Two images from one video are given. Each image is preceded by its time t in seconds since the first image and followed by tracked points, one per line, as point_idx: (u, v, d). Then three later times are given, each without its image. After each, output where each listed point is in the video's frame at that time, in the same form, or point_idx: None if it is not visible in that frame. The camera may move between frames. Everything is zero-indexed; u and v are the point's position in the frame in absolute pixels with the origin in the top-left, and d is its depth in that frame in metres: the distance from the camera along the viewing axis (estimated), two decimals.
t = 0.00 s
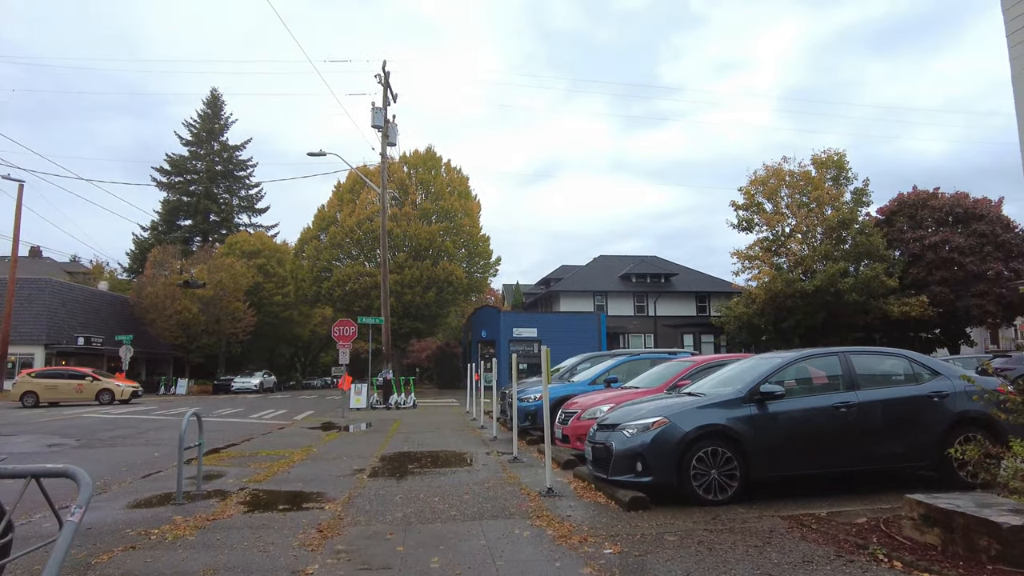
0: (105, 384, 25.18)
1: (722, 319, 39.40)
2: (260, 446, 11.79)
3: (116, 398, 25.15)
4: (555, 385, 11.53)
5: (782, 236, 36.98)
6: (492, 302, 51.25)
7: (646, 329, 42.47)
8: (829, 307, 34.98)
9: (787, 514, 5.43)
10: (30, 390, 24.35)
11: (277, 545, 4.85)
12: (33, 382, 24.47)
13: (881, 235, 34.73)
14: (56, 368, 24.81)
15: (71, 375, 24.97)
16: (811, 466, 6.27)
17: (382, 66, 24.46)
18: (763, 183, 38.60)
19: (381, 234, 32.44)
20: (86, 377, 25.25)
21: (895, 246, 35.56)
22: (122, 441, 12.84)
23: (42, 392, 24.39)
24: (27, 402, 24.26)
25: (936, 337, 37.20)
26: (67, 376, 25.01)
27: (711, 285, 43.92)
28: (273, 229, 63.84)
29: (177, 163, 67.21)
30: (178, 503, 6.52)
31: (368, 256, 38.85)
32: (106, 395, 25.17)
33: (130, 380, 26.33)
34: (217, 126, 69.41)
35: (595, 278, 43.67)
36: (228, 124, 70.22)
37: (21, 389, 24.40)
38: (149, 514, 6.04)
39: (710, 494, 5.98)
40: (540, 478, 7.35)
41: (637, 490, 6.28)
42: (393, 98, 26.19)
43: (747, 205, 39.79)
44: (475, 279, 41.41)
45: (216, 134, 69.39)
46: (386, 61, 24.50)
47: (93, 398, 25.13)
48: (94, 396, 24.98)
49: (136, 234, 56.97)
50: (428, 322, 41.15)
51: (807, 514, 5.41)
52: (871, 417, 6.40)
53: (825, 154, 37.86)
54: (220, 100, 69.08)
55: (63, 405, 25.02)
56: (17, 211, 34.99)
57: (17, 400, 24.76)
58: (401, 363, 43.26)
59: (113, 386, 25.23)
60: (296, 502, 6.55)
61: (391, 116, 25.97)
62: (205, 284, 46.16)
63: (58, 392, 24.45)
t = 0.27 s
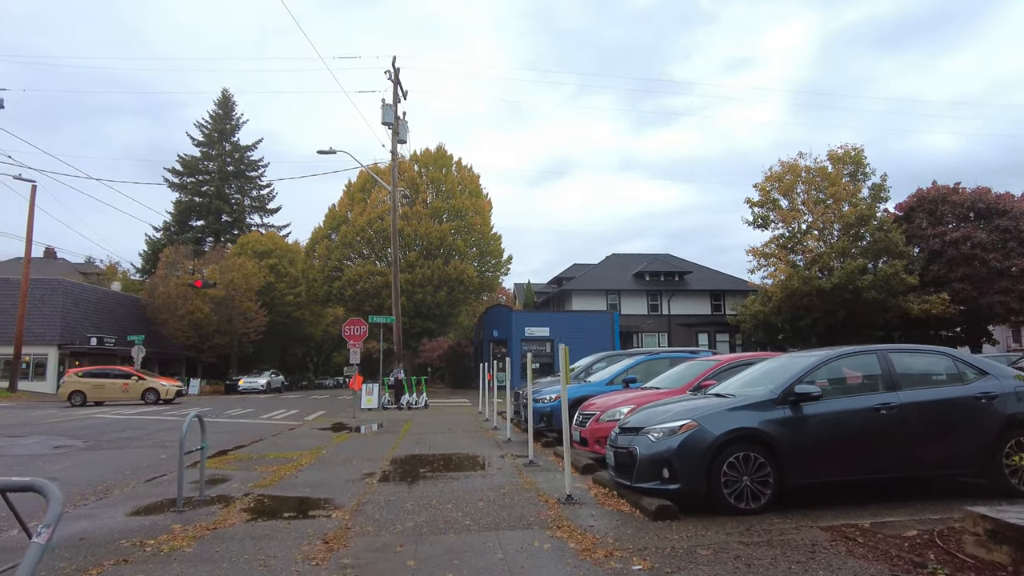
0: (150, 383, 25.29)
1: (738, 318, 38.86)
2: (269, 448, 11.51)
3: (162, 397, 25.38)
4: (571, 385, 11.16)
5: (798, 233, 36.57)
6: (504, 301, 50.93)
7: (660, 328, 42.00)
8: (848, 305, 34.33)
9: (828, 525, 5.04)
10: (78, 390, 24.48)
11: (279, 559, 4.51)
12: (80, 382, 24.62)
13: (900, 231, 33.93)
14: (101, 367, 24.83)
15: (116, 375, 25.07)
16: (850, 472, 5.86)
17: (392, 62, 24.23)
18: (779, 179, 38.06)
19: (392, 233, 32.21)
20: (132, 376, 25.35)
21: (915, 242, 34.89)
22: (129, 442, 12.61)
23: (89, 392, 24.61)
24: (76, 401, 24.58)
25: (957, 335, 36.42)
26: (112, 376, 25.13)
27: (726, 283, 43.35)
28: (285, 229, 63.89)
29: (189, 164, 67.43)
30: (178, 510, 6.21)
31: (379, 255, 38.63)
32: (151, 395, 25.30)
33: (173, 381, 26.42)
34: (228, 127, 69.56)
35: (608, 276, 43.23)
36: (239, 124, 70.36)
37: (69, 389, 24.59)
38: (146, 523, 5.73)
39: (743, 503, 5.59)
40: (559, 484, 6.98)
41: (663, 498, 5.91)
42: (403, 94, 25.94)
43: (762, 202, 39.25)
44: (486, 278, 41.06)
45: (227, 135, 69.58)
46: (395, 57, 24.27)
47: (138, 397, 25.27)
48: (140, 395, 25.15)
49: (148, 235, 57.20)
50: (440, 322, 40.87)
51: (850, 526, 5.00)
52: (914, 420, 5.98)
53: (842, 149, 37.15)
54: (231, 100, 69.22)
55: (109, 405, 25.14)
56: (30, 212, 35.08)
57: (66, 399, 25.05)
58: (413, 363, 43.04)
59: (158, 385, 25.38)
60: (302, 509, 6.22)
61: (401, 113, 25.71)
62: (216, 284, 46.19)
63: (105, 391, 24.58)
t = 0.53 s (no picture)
0: (203, 382, 25.19)
1: (759, 316, 38.18)
2: (284, 449, 11.25)
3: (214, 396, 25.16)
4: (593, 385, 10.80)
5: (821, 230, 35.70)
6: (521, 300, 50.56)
7: (680, 327, 41.41)
8: (873, 303, 33.54)
9: (881, 536, 4.64)
10: (132, 387, 24.66)
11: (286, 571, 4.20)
12: (134, 380, 24.73)
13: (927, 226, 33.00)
14: (153, 365, 24.78)
15: (170, 374, 25.05)
16: (902, 477, 5.42)
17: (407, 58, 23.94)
18: (801, 175, 37.30)
19: (408, 231, 31.99)
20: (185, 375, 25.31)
21: (942, 238, 34.05)
22: (143, 442, 12.40)
23: (143, 390, 24.69)
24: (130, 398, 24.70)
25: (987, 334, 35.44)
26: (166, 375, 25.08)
27: (747, 281, 42.64)
28: (302, 229, 64.08)
29: (207, 164, 67.82)
30: (184, 515, 5.92)
31: (395, 254, 38.43)
32: (204, 394, 25.30)
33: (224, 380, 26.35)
34: (246, 128, 69.86)
35: (626, 275, 42.71)
36: (257, 125, 70.64)
37: (123, 386, 24.72)
38: (150, 529, 5.44)
39: (785, 511, 5.19)
40: (584, 489, 6.62)
41: (698, 505, 5.52)
42: (419, 91, 25.67)
43: (784, 198, 38.54)
44: (503, 277, 40.73)
45: (245, 135, 69.88)
46: (411, 53, 23.98)
47: (191, 396, 25.28)
48: (192, 394, 25.15)
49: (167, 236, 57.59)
50: (456, 321, 40.61)
51: (907, 537, 4.57)
52: (970, 422, 5.53)
53: (866, 144, 36.31)
54: (248, 101, 69.51)
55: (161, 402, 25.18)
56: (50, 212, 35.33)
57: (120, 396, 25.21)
58: (430, 362, 42.83)
59: (210, 385, 25.29)
60: (314, 515, 5.92)
61: (417, 110, 25.44)
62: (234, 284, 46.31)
63: (158, 390, 24.53)
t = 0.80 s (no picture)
0: (254, 382, 24.90)
1: (779, 315, 37.54)
2: (296, 451, 10.94)
3: (265, 397, 24.87)
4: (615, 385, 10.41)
5: (841, 227, 35.00)
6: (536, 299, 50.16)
7: (697, 326, 40.82)
8: (897, 301, 32.79)
9: (940, 551, 4.24)
10: (184, 386, 24.74)
11: None
12: (186, 379, 24.78)
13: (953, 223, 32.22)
14: (202, 365, 24.72)
15: (221, 374, 24.91)
16: (957, 485, 4.98)
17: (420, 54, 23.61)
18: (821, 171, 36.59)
19: (422, 230, 31.71)
20: (236, 374, 25.09)
21: (968, 235, 33.28)
22: (153, 443, 12.17)
23: (194, 389, 24.69)
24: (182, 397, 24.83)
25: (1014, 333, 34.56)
26: (217, 375, 24.96)
27: (766, 279, 41.95)
28: (316, 229, 64.16)
29: (222, 165, 68.06)
30: (187, 522, 5.62)
31: (409, 253, 38.20)
32: (255, 394, 25.05)
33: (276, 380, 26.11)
34: (260, 128, 70.05)
35: (642, 273, 42.18)
36: (271, 125, 70.80)
37: (175, 385, 24.84)
38: (149, 537, 5.14)
39: (830, 522, 4.79)
40: (610, 496, 6.24)
41: (734, 514, 5.13)
42: (433, 87, 25.37)
43: (803, 194, 37.84)
44: (518, 276, 40.36)
45: (259, 136, 70.06)
46: (424, 49, 23.64)
47: (243, 395, 25.04)
48: (243, 394, 24.91)
49: (183, 236, 57.86)
50: (471, 320, 40.28)
51: (971, 554, 4.15)
52: None
53: (888, 138, 35.52)
54: (262, 101, 69.69)
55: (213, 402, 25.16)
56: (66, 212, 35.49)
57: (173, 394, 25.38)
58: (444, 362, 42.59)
59: (261, 385, 24.94)
60: (323, 522, 5.58)
61: (430, 106, 25.12)
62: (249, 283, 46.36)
63: (209, 389, 24.45)
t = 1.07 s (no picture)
0: (298, 382, 24.65)
1: (791, 314, 37.01)
2: (299, 453, 10.59)
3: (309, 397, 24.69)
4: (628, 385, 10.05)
5: (854, 225, 34.58)
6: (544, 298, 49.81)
7: (707, 325, 40.36)
8: (911, 299, 32.23)
9: (996, 570, 3.84)
10: (228, 386, 24.51)
11: None
12: (230, 379, 24.52)
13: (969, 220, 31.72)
14: (245, 364, 24.50)
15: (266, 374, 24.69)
16: (1008, 495, 4.56)
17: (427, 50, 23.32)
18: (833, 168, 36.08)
19: (429, 229, 31.41)
20: (279, 374, 24.88)
21: (984, 232, 32.80)
22: (152, 445, 11.85)
23: (238, 388, 24.43)
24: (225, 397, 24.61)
25: None
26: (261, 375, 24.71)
27: (777, 278, 41.45)
28: (324, 228, 64.04)
29: (229, 165, 68.04)
30: (175, 530, 5.27)
31: (415, 252, 37.90)
32: (299, 394, 24.83)
33: (316, 379, 25.86)
34: (268, 128, 70.01)
35: (652, 272, 41.73)
36: (278, 125, 70.73)
37: (219, 385, 24.54)
38: (133, 548, 4.80)
39: (870, 534, 4.39)
40: (627, 505, 5.87)
41: (764, 525, 4.74)
42: (440, 84, 25.07)
43: (815, 191, 37.30)
44: (525, 275, 40.00)
45: (267, 135, 70.01)
46: (431, 44, 23.36)
47: (286, 395, 24.86)
48: (287, 394, 24.73)
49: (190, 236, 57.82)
50: (478, 320, 39.95)
51: None
52: None
53: (902, 134, 34.93)
54: (270, 101, 69.62)
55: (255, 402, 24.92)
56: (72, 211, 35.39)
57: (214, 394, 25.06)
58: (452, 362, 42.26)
59: (305, 385, 24.75)
60: (320, 532, 5.23)
61: (437, 102, 24.82)
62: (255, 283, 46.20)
63: (254, 389, 24.23)
